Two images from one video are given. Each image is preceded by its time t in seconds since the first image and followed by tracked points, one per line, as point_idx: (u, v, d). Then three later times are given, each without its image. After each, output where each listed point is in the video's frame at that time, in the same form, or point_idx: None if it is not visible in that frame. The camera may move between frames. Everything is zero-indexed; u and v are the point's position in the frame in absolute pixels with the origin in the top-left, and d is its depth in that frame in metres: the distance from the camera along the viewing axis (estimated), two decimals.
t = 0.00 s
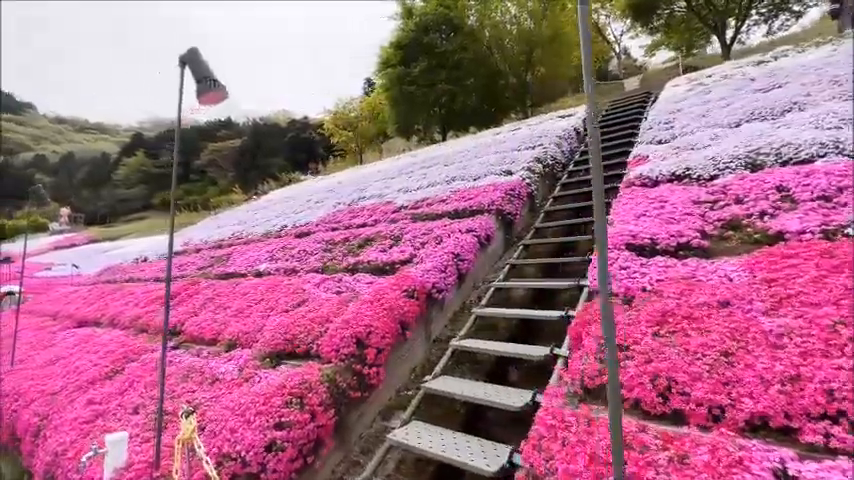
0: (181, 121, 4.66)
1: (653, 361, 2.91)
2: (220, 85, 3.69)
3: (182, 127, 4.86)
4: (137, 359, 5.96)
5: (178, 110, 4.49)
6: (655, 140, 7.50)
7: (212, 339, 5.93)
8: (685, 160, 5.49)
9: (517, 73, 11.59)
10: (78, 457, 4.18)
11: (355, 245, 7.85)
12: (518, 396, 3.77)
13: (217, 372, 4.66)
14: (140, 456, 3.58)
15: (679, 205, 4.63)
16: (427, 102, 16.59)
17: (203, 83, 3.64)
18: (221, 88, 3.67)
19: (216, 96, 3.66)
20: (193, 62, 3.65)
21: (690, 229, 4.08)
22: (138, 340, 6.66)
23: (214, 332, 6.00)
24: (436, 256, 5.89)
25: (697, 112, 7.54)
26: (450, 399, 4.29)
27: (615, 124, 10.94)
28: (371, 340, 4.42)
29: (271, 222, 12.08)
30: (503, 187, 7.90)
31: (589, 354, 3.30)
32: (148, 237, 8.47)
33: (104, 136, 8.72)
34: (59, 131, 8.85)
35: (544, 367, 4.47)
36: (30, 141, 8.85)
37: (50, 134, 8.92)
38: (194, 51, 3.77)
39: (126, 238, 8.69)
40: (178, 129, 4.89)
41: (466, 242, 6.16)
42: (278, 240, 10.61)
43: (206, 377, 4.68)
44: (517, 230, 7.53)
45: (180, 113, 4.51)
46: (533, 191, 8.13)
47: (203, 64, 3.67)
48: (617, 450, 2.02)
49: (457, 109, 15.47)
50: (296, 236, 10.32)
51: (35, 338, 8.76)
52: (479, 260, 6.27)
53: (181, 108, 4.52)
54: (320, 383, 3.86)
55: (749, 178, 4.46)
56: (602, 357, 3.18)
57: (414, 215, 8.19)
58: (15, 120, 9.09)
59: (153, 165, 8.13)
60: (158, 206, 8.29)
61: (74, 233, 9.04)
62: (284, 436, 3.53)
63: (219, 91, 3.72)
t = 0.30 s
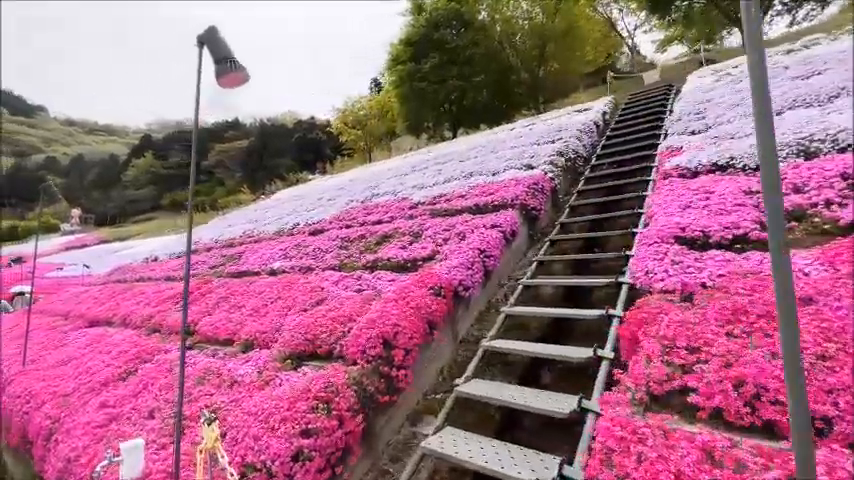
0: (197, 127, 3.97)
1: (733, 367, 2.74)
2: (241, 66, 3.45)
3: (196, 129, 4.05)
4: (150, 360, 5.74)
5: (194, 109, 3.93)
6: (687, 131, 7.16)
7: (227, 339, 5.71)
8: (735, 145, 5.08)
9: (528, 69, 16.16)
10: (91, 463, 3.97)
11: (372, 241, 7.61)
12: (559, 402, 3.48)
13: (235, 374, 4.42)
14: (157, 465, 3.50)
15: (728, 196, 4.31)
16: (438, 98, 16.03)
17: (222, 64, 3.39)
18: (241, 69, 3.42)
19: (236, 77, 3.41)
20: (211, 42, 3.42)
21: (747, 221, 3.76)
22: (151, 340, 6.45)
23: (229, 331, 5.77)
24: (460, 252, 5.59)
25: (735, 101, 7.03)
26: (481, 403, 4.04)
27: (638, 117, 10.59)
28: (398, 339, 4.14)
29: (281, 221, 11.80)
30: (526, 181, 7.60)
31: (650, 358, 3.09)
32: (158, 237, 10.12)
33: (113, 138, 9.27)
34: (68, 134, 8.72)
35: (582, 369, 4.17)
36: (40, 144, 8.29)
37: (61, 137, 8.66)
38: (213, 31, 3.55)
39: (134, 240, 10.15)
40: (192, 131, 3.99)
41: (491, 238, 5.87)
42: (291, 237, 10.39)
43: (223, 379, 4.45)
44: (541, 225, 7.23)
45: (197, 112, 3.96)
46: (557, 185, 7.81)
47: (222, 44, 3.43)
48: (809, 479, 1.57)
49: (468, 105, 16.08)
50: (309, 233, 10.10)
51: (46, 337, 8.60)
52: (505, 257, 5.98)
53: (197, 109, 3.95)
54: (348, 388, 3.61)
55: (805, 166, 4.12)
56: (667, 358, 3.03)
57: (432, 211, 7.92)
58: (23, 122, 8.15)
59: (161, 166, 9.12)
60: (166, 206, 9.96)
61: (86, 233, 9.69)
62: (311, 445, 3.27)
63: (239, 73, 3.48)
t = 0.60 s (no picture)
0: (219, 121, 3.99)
1: (834, 380, 2.44)
2: (264, 51, 3.22)
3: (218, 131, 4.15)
4: (166, 363, 5.57)
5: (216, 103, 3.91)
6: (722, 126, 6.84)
7: (244, 341, 5.50)
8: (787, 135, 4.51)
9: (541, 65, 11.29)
10: (105, 475, 3.76)
11: (390, 240, 7.37)
12: (608, 412, 3.21)
13: (255, 379, 4.19)
14: None
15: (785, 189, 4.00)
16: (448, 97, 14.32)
17: (245, 49, 3.17)
18: (264, 54, 3.19)
19: (259, 62, 3.18)
20: (234, 26, 3.20)
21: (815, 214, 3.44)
22: (165, 341, 6.28)
23: (246, 333, 5.56)
24: (488, 251, 5.31)
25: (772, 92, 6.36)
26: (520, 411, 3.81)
27: (662, 113, 10.26)
28: (428, 343, 3.89)
29: (292, 220, 11.50)
30: (550, 178, 7.30)
31: (727, 370, 2.88)
32: (169, 237, 9.21)
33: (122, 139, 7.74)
34: (79, 135, 7.57)
35: (625, 375, 3.89)
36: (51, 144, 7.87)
37: (73, 139, 7.62)
38: (235, 13, 3.32)
39: (144, 240, 9.25)
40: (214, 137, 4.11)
41: (519, 236, 5.60)
42: (305, 236, 10.19)
43: (243, 384, 4.23)
44: (567, 223, 6.94)
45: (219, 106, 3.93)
46: (582, 182, 7.52)
47: (245, 27, 3.21)
48: None
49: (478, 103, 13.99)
50: (322, 233, 9.88)
51: (60, 338, 8.49)
52: (533, 256, 5.71)
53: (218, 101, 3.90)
54: (379, 396, 3.36)
55: None
56: (746, 369, 2.82)
57: (452, 209, 7.66)
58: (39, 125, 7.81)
59: (171, 167, 7.71)
60: (175, 207, 8.43)
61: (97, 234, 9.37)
62: (343, 459, 3.02)
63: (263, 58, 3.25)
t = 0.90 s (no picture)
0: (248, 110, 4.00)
1: None
2: (297, 34, 3.03)
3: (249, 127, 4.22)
4: (185, 364, 5.43)
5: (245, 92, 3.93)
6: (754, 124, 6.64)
7: (264, 342, 5.33)
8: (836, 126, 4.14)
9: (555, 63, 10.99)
10: None
11: (410, 238, 7.17)
12: (666, 422, 3.00)
13: (281, 383, 4.01)
14: None
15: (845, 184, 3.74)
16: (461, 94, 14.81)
17: (277, 33, 2.99)
18: (296, 38, 3.00)
19: (292, 47, 2.99)
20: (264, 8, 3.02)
21: None
22: (183, 341, 6.14)
23: (267, 333, 5.40)
24: (518, 250, 5.09)
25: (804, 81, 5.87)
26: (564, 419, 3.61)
27: (686, 108, 9.96)
28: (464, 345, 3.68)
29: (305, 218, 11.27)
30: (576, 174, 7.06)
31: (817, 379, 2.82)
32: (178, 236, 9.13)
33: (133, 141, 8.88)
34: (90, 136, 8.57)
35: (672, 381, 3.69)
36: (63, 145, 8.37)
37: (82, 139, 8.52)
38: None
39: (153, 239, 9.18)
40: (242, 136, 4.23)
41: (549, 234, 5.37)
42: (320, 235, 10.05)
43: (267, 388, 4.05)
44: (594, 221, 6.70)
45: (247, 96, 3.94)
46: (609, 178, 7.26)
47: (277, 10, 3.03)
48: None
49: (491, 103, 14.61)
50: (337, 231, 9.71)
51: (74, 337, 8.40)
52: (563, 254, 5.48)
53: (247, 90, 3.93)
54: (416, 403, 3.17)
55: None
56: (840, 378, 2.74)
57: (473, 207, 7.45)
58: (51, 127, 8.49)
59: (180, 167, 8.22)
60: (184, 207, 8.78)
61: (106, 233, 9.20)
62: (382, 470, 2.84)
63: (295, 43, 3.06)
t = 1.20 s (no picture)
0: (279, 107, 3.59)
1: None
2: (330, 19, 2.85)
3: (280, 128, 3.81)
4: (202, 366, 5.31)
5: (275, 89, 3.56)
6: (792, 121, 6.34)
7: (283, 343, 5.18)
8: None
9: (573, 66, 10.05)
10: None
11: (429, 238, 6.99)
12: (724, 435, 2.77)
13: (305, 388, 3.84)
14: None
15: None
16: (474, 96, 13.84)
17: (309, 18, 2.81)
18: (329, 23, 2.81)
19: (324, 33, 2.81)
20: None
21: None
22: (198, 342, 6.02)
23: (285, 335, 5.25)
24: (548, 250, 4.87)
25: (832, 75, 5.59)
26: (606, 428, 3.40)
27: (711, 104, 9.63)
28: (500, 351, 3.47)
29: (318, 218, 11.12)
30: (602, 172, 6.83)
31: None
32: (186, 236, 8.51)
33: (141, 141, 8.55)
34: (100, 136, 8.45)
35: (721, 389, 3.46)
36: (74, 147, 8.53)
37: (93, 141, 8.50)
38: None
39: (162, 239, 8.70)
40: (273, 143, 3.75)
41: (580, 233, 5.14)
42: (333, 234, 9.89)
43: (290, 394, 3.88)
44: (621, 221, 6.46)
45: (278, 94, 3.57)
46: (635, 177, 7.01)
47: None
48: None
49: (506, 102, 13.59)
50: (351, 231, 9.55)
51: (88, 337, 8.31)
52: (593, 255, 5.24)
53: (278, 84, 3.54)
54: (453, 412, 2.98)
55: None
56: None
57: (494, 206, 7.25)
58: (62, 127, 8.61)
59: (189, 167, 7.78)
60: (193, 207, 8.09)
61: (115, 233, 8.93)
62: None
63: (328, 28, 2.88)
